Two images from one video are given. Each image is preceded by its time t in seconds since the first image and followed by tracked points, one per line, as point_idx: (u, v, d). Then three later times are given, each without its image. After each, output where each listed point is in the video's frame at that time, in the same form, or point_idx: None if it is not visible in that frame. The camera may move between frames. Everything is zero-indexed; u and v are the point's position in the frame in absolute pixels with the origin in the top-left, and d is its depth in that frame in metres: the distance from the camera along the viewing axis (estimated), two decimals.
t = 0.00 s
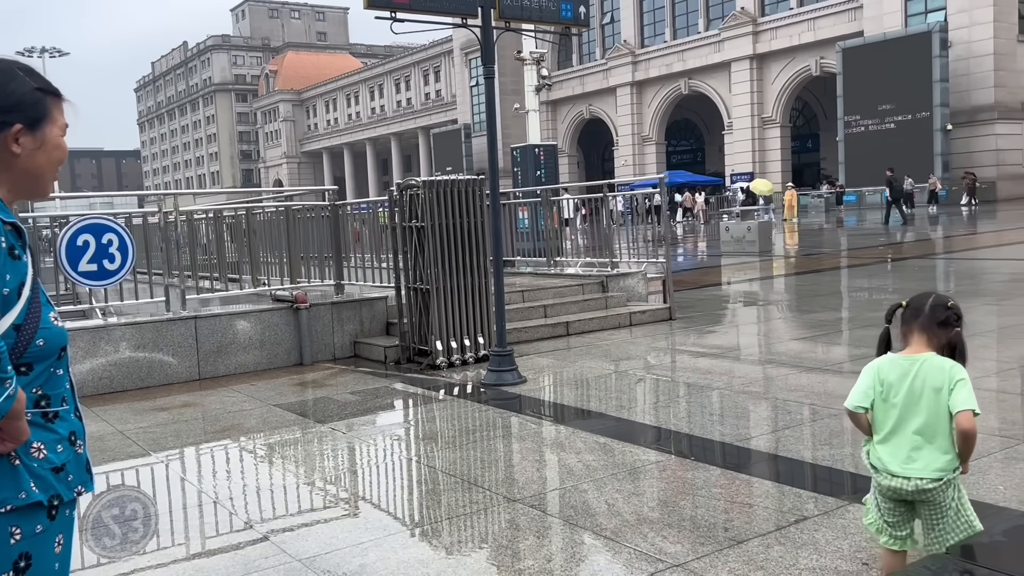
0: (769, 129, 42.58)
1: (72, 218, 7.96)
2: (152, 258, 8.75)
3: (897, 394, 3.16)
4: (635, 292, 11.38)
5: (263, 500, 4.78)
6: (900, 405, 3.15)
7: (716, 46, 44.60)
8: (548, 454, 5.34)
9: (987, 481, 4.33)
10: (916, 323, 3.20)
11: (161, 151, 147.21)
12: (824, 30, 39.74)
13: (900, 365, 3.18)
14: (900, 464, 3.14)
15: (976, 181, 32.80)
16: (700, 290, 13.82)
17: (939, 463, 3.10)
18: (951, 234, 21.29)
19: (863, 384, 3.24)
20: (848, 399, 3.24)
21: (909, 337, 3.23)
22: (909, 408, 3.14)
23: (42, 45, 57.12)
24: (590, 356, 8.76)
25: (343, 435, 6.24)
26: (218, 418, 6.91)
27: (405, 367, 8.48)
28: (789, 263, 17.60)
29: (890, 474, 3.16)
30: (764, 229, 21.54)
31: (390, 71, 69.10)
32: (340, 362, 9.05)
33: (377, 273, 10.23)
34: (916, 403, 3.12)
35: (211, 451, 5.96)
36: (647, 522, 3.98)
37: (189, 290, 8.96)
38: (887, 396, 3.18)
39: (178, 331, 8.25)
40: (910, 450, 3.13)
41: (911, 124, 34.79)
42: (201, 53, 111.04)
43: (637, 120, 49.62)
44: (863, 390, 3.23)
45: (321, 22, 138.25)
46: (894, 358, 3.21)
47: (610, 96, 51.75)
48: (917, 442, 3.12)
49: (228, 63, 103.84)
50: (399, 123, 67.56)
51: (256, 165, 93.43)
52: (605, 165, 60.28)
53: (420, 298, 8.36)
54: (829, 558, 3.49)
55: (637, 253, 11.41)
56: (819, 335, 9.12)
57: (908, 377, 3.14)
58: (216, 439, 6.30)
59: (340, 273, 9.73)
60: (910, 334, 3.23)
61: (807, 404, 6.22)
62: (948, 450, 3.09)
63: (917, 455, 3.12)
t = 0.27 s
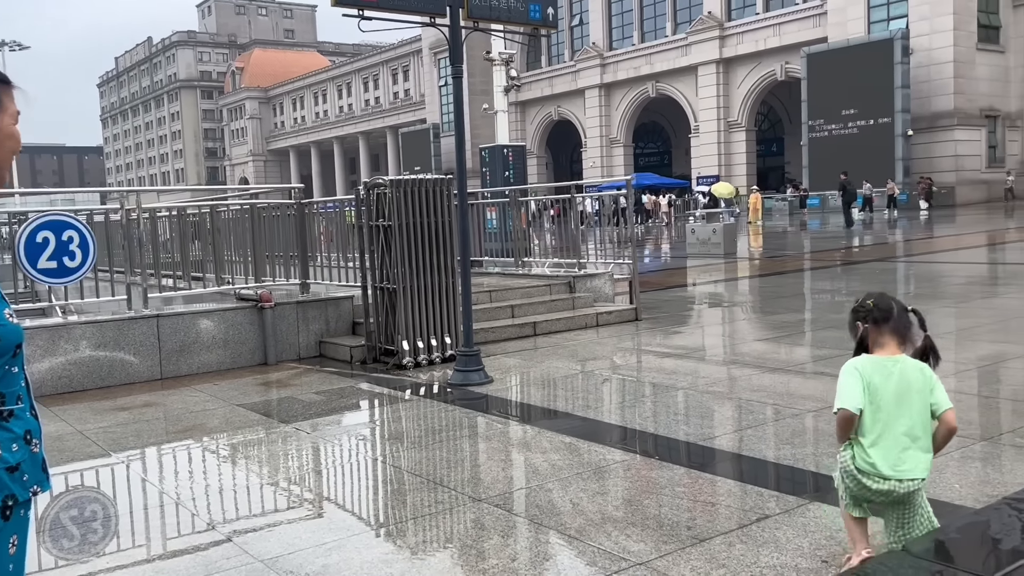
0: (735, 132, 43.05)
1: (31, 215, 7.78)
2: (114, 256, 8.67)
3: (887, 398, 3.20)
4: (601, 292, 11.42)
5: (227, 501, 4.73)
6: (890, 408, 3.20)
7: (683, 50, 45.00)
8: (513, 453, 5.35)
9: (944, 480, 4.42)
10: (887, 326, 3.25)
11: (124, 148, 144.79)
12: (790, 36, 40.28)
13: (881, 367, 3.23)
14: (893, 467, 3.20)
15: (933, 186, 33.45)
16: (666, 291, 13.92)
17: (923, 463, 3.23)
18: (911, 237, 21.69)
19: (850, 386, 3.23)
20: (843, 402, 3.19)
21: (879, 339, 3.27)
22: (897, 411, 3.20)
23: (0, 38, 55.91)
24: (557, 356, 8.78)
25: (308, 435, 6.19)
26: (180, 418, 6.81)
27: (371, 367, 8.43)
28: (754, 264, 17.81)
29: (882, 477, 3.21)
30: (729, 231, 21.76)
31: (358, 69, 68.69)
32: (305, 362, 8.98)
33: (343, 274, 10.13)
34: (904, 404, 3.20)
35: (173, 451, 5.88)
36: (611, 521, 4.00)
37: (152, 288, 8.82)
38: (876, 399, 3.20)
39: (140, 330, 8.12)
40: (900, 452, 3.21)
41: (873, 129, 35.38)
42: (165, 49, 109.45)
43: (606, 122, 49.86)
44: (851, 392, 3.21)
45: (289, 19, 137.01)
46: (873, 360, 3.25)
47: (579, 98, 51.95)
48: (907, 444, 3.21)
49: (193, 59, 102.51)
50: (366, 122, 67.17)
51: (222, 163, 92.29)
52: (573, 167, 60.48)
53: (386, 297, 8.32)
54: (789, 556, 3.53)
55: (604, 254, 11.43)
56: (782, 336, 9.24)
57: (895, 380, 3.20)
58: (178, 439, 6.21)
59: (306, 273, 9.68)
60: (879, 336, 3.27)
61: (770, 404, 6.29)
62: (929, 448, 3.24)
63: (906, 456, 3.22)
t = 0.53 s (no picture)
0: (701, 134, 43.44)
1: None
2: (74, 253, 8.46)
3: (848, 401, 3.08)
4: (568, 292, 11.46)
5: (187, 501, 4.66)
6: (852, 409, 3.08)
7: (651, 52, 45.31)
8: (479, 453, 5.34)
9: (901, 479, 4.50)
10: (831, 330, 3.10)
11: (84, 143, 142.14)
12: (755, 39, 40.74)
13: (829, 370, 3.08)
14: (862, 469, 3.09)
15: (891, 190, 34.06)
16: (632, 291, 14.00)
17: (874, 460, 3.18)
18: (872, 240, 22.07)
19: (815, 393, 3.03)
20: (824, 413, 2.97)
21: (822, 344, 3.09)
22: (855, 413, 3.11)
23: None
24: (523, 355, 8.79)
25: (270, 435, 6.12)
26: (140, 418, 6.70)
27: (335, 366, 8.37)
28: (719, 266, 18.00)
29: (856, 482, 3.09)
30: (695, 233, 21.96)
31: (325, 66, 68.15)
32: (269, 361, 8.88)
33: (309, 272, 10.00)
34: (858, 404, 3.11)
35: (133, 451, 5.78)
36: (575, 520, 4.01)
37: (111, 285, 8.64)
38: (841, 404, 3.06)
39: (99, 328, 7.97)
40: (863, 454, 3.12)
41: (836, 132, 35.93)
42: (128, 42, 107.64)
43: (573, 122, 50.02)
44: (818, 401, 3.02)
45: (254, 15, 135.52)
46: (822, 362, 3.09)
47: (547, 98, 52.05)
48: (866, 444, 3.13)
49: (156, 53, 100.96)
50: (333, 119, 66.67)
51: (185, 160, 91.01)
52: (541, 167, 60.59)
53: (351, 296, 8.27)
54: (750, 554, 3.57)
55: (572, 255, 11.50)
56: (746, 336, 9.35)
57: (850, 380, 3.10)
58: (137, 439, 6.10)
59: (270, 271, 9.52)
60: (821, 340, 3.09)
61: (733, 403, 6.36)
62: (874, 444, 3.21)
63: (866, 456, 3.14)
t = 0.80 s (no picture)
0: (669, 134, 43.75)
1: None
2: (34, 247, 8.28)
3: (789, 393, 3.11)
4: (536, 291, 11.45)
5: (149, 499, 4.59)
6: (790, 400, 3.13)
7: (620, 52, 45.51)
8: (446, 451, 5.32)
9: (862, 476, 4.57)
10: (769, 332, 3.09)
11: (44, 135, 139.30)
12: (723, 41, 41.12)
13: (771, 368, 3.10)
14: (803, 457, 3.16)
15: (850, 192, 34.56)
16: (600, 290, 14.06)
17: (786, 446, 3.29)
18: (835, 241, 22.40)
19: (785, 389, 3.01)
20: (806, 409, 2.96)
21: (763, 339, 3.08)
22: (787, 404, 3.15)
23: None
24: (491, 353, 8.79)
25: (235, 432, 6.05)
26: (101, 414, 6.58)
27: (301, 363, 8.30)
28: (685, 265, 18.14)
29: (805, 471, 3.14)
30: (662, 232, 22.10)
31: (293, 60, 67.47)
32: (233, 358, 8.77)
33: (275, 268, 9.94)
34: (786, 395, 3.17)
35: (93, 448, 5.68)
36: (542, 518, 4.02)
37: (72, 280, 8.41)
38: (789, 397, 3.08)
39: (59, 323, 7.82)
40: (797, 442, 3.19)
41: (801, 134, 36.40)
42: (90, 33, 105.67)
43: (543, 121, 50.10)
44: (786, 396, 3.00)
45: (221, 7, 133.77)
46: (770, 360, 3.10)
47: (516, 96, 52.06)
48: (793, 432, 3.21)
49: (119, 44, 99.28)
50: (301, 114, 66.06)
51: (149, 153, 89.60)
52: (510, 165, 60.57)
53: (318, 292, 8.22)
54: (714, 551, 3.60)
55: (542, 252, 11.56)
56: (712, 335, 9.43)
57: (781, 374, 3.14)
58: (98, 436, 6.00)
59: (235, 266, 9.32)
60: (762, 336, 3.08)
61: (698, 402, 6.41)
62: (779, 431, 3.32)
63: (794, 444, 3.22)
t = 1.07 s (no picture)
0: (650, 132, 43.90)
1: None
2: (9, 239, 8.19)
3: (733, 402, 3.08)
4: (516, 287, 11.44)
5: (124, 494, 4.56)
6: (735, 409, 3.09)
7: (602, 49, 45.57)
8: (424, 446, 5.33)
9: (836, 474, 4.63)
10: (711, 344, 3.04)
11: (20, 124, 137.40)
12: (705, 40, 41.29)
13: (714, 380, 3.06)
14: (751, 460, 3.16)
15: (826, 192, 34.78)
16: (580, 287, 14.10)
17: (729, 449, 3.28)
18: (814, 240, 22.59)
19: (734, 404, 2.98)
20: (756, 421, 2.94)
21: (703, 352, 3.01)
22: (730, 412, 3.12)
23: None
24: (470, 349, 8.79)
25: (211, 427, 6.02)
26: (75, 408, 6.52)
27: (279, 357, 8.26)
28: (665, 263, 18.22)
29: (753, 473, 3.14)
30: (643, 230, 22.20)
31: (274, 53, 66.98)
32: (211, 352, 8.71)
33: (253, 261, 9.70)
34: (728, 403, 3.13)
35: (68, 442, 5.63)
36: (519, 514, 4.03)
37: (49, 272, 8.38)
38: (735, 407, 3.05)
39: (34, 315, 7.73)
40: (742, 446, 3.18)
41: (781, 134, 36.65)
42: (67, 22, 104.30)
43: (524, 117, 50.09)
44: (737, 410, 2.97)
45: None
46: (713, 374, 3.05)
47: (498, 92, 52.01)
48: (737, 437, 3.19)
49: (96, 33, 98.08)
50: (281, 107, 65.61)
51: (127, 144, 88.63)
52: (492, 161, 60.51)
53: (297, 287, 8.17)
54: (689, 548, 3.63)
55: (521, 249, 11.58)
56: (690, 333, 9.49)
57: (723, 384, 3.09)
58: (73, 430, 5.94)
59: (213, 260, 9.35)
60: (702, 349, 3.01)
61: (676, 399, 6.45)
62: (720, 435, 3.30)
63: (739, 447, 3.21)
